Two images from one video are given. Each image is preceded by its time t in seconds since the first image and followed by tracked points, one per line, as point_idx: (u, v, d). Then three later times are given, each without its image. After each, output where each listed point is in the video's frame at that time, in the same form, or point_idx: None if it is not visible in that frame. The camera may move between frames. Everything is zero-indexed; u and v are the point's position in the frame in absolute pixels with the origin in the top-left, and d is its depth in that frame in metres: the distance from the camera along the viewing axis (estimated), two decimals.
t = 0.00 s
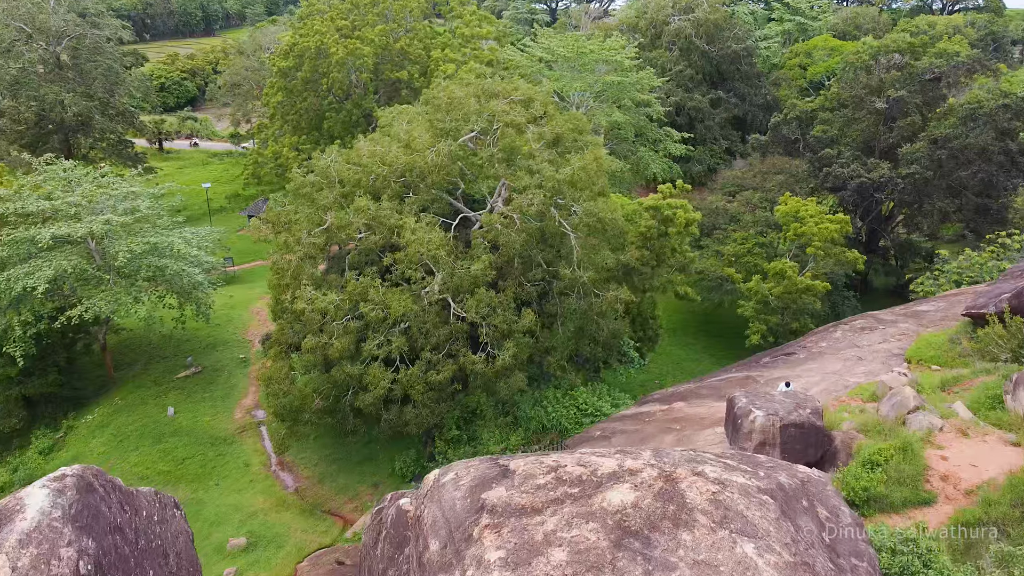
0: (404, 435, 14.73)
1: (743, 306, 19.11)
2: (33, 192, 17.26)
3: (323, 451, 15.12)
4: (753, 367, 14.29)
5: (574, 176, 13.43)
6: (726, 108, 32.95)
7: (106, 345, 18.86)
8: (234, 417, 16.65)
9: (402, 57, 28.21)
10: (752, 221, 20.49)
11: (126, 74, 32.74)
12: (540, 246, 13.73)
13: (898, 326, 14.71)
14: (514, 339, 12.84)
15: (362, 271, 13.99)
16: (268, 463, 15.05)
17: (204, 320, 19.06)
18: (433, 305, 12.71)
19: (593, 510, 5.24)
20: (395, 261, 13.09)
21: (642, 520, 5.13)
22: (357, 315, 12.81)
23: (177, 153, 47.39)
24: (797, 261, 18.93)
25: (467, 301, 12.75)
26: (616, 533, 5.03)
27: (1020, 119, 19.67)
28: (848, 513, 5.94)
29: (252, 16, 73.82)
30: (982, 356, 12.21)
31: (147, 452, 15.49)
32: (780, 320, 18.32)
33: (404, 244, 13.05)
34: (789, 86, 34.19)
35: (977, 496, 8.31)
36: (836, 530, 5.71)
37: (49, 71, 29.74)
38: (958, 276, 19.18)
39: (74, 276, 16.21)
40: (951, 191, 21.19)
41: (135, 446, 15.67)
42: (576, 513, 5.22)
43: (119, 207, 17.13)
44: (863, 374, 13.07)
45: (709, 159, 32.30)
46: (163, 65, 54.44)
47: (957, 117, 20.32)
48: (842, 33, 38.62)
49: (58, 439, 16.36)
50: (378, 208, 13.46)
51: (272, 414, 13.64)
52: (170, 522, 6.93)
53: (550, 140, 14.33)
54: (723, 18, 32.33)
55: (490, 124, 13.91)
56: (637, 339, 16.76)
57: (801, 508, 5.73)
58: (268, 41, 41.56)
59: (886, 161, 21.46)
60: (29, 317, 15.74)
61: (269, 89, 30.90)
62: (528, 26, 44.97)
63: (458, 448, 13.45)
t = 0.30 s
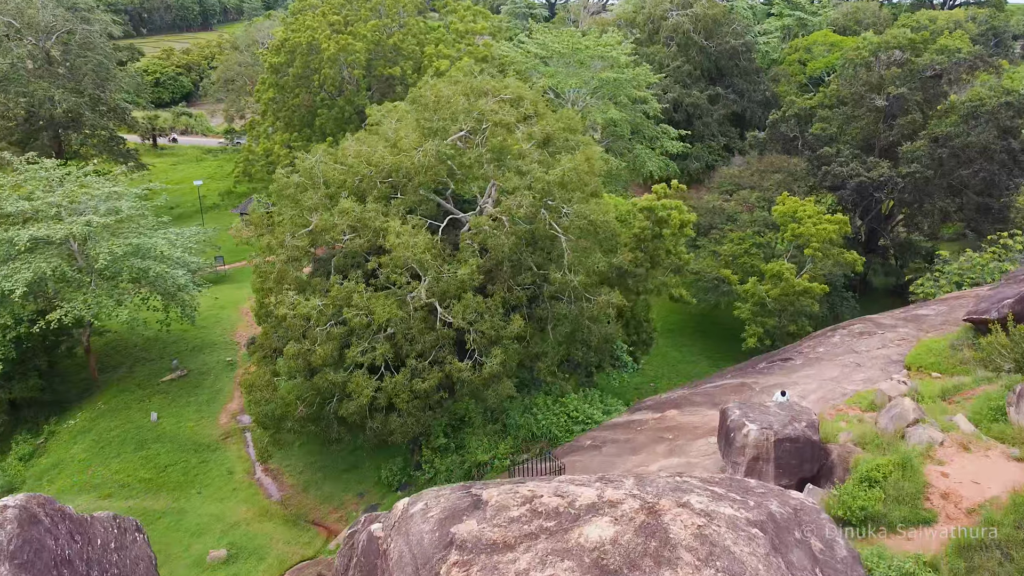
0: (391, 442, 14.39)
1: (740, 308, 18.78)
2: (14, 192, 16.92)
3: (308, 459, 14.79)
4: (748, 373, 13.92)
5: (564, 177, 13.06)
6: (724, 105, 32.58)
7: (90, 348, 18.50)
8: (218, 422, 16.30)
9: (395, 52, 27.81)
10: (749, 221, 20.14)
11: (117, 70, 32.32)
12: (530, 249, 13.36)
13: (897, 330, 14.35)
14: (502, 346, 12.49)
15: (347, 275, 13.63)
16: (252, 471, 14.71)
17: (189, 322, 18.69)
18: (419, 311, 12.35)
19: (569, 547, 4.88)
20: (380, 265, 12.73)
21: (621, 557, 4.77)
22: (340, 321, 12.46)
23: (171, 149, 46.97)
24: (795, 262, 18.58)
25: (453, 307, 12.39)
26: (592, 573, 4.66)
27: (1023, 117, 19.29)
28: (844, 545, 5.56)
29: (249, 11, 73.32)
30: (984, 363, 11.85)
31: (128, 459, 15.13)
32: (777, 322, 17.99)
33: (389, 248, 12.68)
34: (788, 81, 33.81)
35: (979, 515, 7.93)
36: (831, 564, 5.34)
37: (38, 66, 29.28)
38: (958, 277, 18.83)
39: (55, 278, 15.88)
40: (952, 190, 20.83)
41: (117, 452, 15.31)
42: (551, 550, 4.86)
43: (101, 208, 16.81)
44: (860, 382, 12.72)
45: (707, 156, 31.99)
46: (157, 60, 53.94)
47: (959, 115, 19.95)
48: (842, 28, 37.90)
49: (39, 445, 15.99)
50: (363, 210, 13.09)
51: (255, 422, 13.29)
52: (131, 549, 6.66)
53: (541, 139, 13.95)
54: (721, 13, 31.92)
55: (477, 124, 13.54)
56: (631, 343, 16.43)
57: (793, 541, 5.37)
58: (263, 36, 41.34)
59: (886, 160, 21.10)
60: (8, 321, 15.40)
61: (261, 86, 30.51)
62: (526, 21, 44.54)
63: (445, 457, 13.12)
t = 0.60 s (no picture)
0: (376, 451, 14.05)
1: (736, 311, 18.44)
2: None
3: (292, 468, 14.45)
4: (743, 381, 13.56)
5: (552, 179, 12.68)
6: (722, 102, 32.20)
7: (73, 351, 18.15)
8: (202, 429, 15.96)
9: (387, 49, 27.42)
10: (746, 222, 19.78)
11: (108, 67, 31.91)
12: (518, 253, 12.99)
13: (896, 337, 13.98)
14: (489, 353, 12.14)
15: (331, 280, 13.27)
16: (234, 481, 14.37)
17: (174, 325, 18.33)
18: (403, 317, 11.99)
19: None
20: (363, 270, 12.36)
21: None
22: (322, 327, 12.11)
23: (165, 145, 46.57)
24: (792, 264, 18.22)
25: (439, 313, 12.04)
26: None
27: None
28: None
29: (246, 6, 72.85)
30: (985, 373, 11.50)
31: (108, 467, 14.78)
32: (773, 326, 17.63)
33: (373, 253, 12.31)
34: (787, 78, 33.42)
35: (980, 538, 7.59)
36: None
37: (27, 63, 28.86)
38: (959, 279, 18.48)
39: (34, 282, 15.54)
40: (952, 189, 20.44)
41: (97, 460, 14.96)
42: None
43: (82, 209, 16.45)
44: (858, 390, 12.36)
45: (704, 153, 31.67)
46: (151, 56, 53.46)
47: (959, 114, 19.57)
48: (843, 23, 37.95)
49: (18, 452, 15.63)
50: (346, 213, 12.72)
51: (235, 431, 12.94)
52: None
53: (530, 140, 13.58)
54: (719, 9, 31.48)
55: (463, 124, 13.16)
56: (623, 347, 16.09)
57: None
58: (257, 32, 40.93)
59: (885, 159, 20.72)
60: None
61: (253, 83, 30.12)
62: (523, 17, 44.13)
63: (430, 467, 12.77)
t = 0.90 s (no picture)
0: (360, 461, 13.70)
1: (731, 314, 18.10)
2: None
3: (275, 477, 14.12)
4: (736, 389, 13.20)
5: (539, 182, 12.30)
6: (720, 99, 31.80)
7: (55, 355, 17.80)
8: (184, 436, 15.60)
9: (379, 46, 27.00)
10: (742, 223, 19.43)
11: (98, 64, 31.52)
12: (505, 258, 12.63)
13: (893, 343, 13.62)
14: (474, 362, 11.77)
15: (312, 285, 12.90)
16: (215, 491, 14.04)
17: (158, 329, 17.96)
18: (385, 325, 11.63)
19: None
20: (344, 276, 11.99)
21: None
22: (302, 335, 11.76)
23: (159, 143, 46.18)
24: (788, 267, 17.87)
25: (422, 320, 11.68)
26: None
27: None
28: None
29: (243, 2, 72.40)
30: (984, 383, 11.14)
31: (87, 475, 14.41)
32: (770, 330, 17.28)
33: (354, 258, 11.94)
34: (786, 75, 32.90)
35: (980, 564, 7.32)
36: None
37: (15, 60, 28.47)
38: (959, 282, 18.12)
39: (11, 285, 15.20)
40: (952, 189, 20.04)
41: (75, 468, 14.60)
42: None
43: (61, 211, 16.10)
44: (854, 400, 12.00)
45: (701, 152, 31.40)
46: (146, 52, 53.02)
47: (959, 113, 19.18)
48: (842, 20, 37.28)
49: None
50: (328, 217, 12.35)
51: (214, 441, 12.59)
52: None
53: (517, 142, 13.22)
54: (717, 5, 30.94)
55: (448, 125, 12.78)
56: (615, 353, 15.73)
57: None
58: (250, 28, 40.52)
59: (884, 159, 20.36)
60: None
61: (243, 80, 29.73)
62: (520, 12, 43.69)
63: (414, 478, 12.43)
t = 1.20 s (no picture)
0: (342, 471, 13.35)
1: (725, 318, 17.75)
2: None
3: (256, 488, 13.77)
4: (728, 399, 12.84)
5: (523, 186, 11.93)
6: (717, 97, 31.40)
7: (35, 361, 17.43)
8: (164, 444, 15.26)
9: (370, 43, 26.62)
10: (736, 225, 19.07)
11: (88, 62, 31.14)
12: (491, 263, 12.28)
13: (890, 351, 13.26)
14: (457, 372, 11.40)
15: (293, 292, 12.54)
16: (194, 502, 13.69)
17: (140, 333, 17.60)
18: (366, 334, 11.26)
19: None
20: (324, 283, 11.64)
21: None
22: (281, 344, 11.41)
23: (152, 141, 45.76)
24: (783, 270, 17.51)
25: (404, 329, 11.34)
26: None
27: None
28: None
29: None
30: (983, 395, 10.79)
31: (63, 486, 14.05)
32: (765, 335, 16.93)
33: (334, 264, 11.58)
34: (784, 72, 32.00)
35: None
36: None
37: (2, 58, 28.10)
38: (958, 285, 17.76)
39: None
40: (952, 190, 19.65)
41: (52, 478, 14.23)
42: None
43: (38, 214, 15.74)
44: (849, 411, 11.64)
45: (698, 150, 31.11)
46: (141, 49, 52.59)
47: (959, 113, 18.80)
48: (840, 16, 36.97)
49: None
50: (308, 222, 12.00)
51: (190, 453, 12.23)
52: None
53: (503, 144, 12.85)
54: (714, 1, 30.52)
55: (433, 127, 12.40)
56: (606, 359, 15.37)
57: None
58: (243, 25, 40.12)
59: (882, 159, 20.00)
60: None
61: (233, 78, 29.33)
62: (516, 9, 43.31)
63: (397, 491, 12.08)
